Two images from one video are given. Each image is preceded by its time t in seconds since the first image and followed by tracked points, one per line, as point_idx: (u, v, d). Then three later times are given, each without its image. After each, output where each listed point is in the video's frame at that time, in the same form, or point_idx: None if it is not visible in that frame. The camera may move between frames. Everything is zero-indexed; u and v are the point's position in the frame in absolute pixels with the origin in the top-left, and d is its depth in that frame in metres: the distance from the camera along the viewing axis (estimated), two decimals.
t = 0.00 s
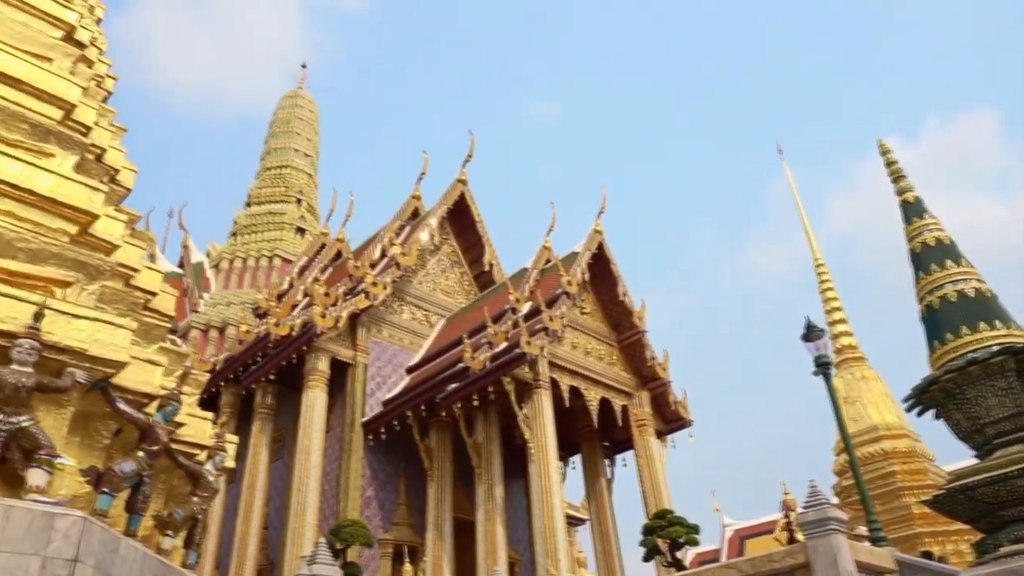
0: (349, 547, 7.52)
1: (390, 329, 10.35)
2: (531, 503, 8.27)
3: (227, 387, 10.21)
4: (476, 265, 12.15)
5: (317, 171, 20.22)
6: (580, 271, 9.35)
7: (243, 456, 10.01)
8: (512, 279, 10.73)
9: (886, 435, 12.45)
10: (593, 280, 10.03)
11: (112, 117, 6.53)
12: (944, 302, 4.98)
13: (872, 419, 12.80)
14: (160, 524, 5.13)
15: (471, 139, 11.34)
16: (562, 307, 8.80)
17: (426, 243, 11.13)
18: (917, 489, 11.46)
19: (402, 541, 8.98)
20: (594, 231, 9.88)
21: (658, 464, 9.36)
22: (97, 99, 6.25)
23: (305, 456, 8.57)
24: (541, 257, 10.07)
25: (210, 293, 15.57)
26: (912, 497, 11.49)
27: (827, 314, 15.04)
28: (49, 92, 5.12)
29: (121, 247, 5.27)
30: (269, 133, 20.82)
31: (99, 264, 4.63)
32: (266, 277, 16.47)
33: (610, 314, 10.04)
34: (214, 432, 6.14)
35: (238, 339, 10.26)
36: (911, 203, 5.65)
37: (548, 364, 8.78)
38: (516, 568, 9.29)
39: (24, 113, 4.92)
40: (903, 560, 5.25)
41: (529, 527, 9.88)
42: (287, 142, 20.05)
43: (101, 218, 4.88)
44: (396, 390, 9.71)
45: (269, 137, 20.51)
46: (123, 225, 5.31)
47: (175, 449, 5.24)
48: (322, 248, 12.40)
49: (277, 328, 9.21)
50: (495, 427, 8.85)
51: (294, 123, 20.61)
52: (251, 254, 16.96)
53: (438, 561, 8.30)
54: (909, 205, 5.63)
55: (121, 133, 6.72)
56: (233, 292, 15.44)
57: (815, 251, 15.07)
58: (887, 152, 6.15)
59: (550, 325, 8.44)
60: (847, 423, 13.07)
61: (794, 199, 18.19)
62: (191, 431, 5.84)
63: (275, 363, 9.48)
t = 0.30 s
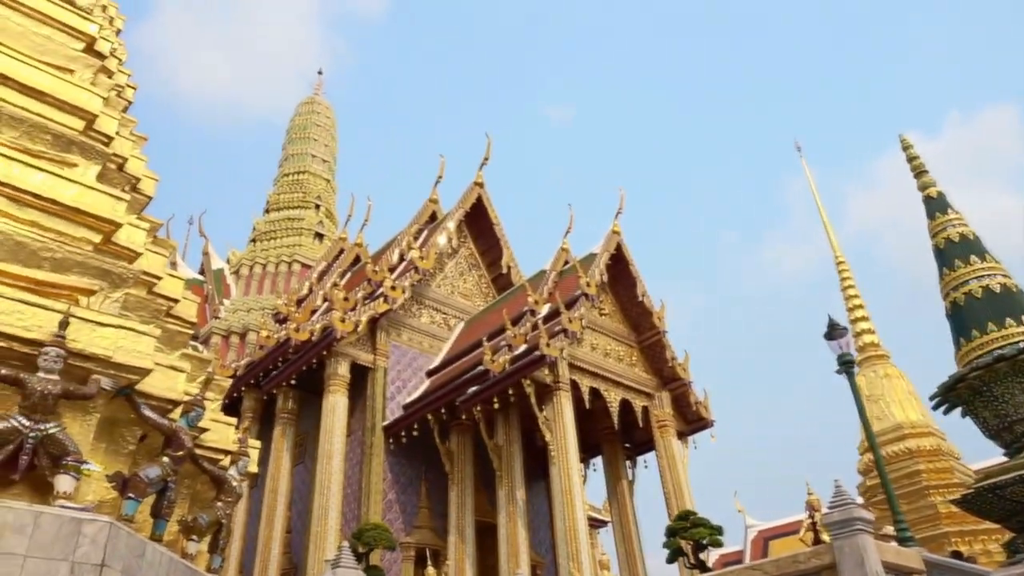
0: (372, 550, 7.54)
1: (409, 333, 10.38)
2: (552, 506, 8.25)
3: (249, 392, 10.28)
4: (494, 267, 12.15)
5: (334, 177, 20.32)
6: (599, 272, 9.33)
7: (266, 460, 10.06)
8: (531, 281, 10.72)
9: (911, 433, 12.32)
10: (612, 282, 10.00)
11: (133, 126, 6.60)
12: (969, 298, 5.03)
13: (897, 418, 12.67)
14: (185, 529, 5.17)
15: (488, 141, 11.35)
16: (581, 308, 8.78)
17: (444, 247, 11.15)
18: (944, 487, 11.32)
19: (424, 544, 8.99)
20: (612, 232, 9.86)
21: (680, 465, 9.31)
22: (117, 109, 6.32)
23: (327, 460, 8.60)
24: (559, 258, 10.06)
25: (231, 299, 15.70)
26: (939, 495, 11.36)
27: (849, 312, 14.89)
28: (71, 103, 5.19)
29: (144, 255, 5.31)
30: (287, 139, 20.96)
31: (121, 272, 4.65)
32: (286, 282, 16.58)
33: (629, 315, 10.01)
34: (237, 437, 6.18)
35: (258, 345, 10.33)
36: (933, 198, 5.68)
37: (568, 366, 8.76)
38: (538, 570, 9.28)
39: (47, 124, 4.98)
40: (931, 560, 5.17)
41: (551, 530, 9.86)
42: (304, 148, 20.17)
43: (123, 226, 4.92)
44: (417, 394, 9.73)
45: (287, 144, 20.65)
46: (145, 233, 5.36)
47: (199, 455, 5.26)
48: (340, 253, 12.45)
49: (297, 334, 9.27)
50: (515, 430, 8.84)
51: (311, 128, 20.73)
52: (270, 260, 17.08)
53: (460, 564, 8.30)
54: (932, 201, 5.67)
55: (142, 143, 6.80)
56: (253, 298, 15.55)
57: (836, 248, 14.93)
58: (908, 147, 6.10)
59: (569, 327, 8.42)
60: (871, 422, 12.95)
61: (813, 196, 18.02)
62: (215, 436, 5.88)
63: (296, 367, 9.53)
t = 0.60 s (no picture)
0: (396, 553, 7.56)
1: (430, 336, 10.41)
2: (576, 509, 8.23)
3: (272, 397, 10.34)
4: (514, 270, 12.15)
5: (354, 182, 20.43)
6: (619, 273, 9.30)
7: (290, 465, 10.12)
8: (551, 284, 10.72)
9: (938, 432, 12.16)
10: (633, 283, 9.98)
11: (155, 135, 6.68)
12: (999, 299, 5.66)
13: (924, 417, 12.51)
14: (212, 534, 5.21)
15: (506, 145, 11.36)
16: (601, 310, 8.76)
17: (463, 250, 11.17)
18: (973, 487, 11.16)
19: (448, 547, 9.00)
20: (632, 233, 9.83)
21: (704, 467, 9.25)
22: (139, 119, 6.40)
23: (350, 465, 8.64)
24: (580, 260, 10.05)
25: (253, 305, 15.82)
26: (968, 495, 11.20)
27: (873, 311, 14.72)
28: (94, 114, 5.27)
29: (168, 263, 5.37)
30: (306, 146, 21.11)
31: (146, 280, 4.71)
32: (307, 287, 16.69)
33: (650, 316, 9.98)
34: (261, 442, 6.23)
35: (281, 350, 10.40)
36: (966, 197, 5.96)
37: (589, 368, 8.74)
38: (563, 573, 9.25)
39: (72, 135, 5.05)
40: (961, 561, 5.10)
41: (575, 532, 9.84)
42: (323, 154, 20.30)
43: (148, 234, 4.98)
44: (438, 397, 9.75)
45: (306, 150, 20.80)
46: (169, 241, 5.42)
47: (224, 460, 5.29)
48: (361, 258, 12.51)
49: (319, 339, 9.33)
50: (537, 433, 8.83)
51: (330, 134, 20.86)
52: (291, 265, 17.20)
53: (484, 567, 8.30)
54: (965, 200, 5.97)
55: (164, 152, 6.88)
56: (275, 304, 15.65)
57: (859, 246, 14.77)
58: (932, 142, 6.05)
59: (591, 329, 8.40)
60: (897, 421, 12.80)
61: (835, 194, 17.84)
62: (239, 441, 5.93)
63: (319, 372, 9.59)
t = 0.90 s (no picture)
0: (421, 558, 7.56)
1: (452, 340, 10.42)
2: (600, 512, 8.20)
3: (296, 403, 10.40)
4: (534, 273, 12.14)
5: (374, 188, 20.54)
6: (640, 275, 9.27)
7: (314, 470, 10.17)
8: (572, 287, 10.70)
9: (968, 432, 11.99)
10: (654, 285, 9.94)
11: (178, 145, 6.76)
12: None
13: (952, 417, 12.34)
14: (239, 539, 5.25)
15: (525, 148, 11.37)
16: (623, 312, 8.73)
17: (484, 254, 11.18)
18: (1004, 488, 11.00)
19: (472, 551, 9.00)
20: (653, 235, 9.79)
21: (729, 469, 9.19)
22: (163, 128, 6.47)
23: (374, 469, 8.67)
24: (600, 262, 10.03)
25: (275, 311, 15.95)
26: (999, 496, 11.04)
27: (898, 310, 14.55)
28: (119, 124, 5.34)
29: (193, 270, 5.43)
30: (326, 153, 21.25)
31: (172, 287, 4.75)
32: (329, 293, 16.79)
33: (672, 318, 9.93)
34: (286, 447, 6.26)
35: (304, 356, 10.46)
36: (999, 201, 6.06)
37: (612, 370, 8.71)
38: None
39: (97, 145, 5.12)
40: (994, 564, 5.00)
41: (600, 536, 9.80)
42: (343, 160, 20.43)
43: (173, 242, 5.03)
44: (461, 402, 9.77)
45: (326, 157, 20.94)
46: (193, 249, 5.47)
47: (250, 465, 5.32)
48: (381, 263, 12.57)
49: (341, 344, 9.38)
50: (560, 437, 8.81)
51: (349, 141, 20.99)
52: (313, 271, 17.31)
53: (508, 571, 8.29)
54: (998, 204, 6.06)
55: (187, 160, 6.95)
56: (297, 310, 15.76)
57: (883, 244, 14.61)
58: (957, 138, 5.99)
59: (612, 331, 8.38)
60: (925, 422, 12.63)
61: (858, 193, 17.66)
62: (265, 446, 5.96)
63: (341, 378, 9.64)
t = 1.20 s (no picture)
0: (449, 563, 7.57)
1: (477, 345, 10.44)
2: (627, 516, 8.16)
3: (322, 409, 10.47)
4: (557, 277, 12.12)
5: (396, 194, 20.64)
6: (664, 278, 9.22)
7: (341, 476, 10.22)
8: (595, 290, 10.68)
9: (1001, 433, 11.79)
10: (679, 287, 9.89)
11: (204, 155, 6.84)
12: None
13: (985, 417, 12.13)
14: (269, 545, 5.29)
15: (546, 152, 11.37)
16: (648, 315, 8.69)
17: (507, 258, 11.19)
18: None
19: (499, 556, 8.99)
20: (676, 237, 9.74)
21: (757, 472, 9.10)
22: (189, 139, 6.55)
23: (400, 475, 8.70)
24: (624, 265, 10.00)
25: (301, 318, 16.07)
26: None
27: (928, 309, 14.34)
28: (145, 135, 5.41)
29: (221, 279, 5.48)
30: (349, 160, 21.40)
31: (200, 296, 4.80)
32: (353, 299, 16.89)
33: (696, 320, 9.87)
34: (315, 454, 6.30)
35: (329, 362, 10.53)
36: None
37: (637, 374, 8.67)
38: None
39: (125, 157, 5.19)
40: None
41: (627, 540, 9.75)
42: (365, 168, 20.56)
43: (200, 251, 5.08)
44: (486, 407, 9.77)
45: (349, 164, 21.09)
46: (221, 258, 5.52)
47: (279, 472, 5.35)
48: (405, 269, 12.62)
49: (366, 350, 9.42)
50: (586, 441, 8.78)
51: (371, 148, 21.12)
52: (337, 278, 17.42)
53: None
54: None
55: (213, 170, 7.03)
56: (322, 317, 15.88)
57: (911, 243, 14.40)
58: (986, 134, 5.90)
59: (637, 334, 8.34)
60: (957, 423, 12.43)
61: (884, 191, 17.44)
62: (293, 453, 6.00)
63: (367, 383, 9.68)
